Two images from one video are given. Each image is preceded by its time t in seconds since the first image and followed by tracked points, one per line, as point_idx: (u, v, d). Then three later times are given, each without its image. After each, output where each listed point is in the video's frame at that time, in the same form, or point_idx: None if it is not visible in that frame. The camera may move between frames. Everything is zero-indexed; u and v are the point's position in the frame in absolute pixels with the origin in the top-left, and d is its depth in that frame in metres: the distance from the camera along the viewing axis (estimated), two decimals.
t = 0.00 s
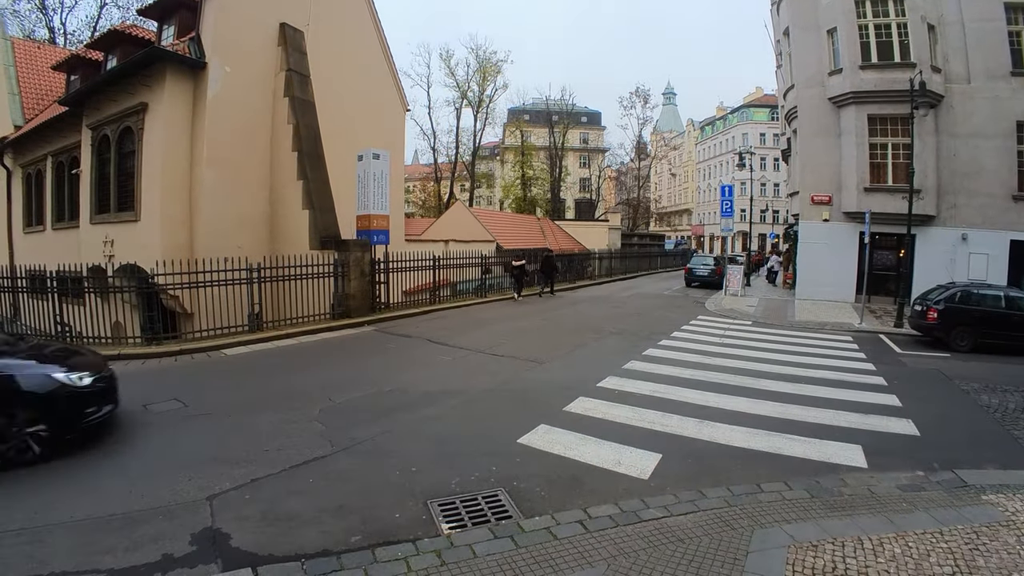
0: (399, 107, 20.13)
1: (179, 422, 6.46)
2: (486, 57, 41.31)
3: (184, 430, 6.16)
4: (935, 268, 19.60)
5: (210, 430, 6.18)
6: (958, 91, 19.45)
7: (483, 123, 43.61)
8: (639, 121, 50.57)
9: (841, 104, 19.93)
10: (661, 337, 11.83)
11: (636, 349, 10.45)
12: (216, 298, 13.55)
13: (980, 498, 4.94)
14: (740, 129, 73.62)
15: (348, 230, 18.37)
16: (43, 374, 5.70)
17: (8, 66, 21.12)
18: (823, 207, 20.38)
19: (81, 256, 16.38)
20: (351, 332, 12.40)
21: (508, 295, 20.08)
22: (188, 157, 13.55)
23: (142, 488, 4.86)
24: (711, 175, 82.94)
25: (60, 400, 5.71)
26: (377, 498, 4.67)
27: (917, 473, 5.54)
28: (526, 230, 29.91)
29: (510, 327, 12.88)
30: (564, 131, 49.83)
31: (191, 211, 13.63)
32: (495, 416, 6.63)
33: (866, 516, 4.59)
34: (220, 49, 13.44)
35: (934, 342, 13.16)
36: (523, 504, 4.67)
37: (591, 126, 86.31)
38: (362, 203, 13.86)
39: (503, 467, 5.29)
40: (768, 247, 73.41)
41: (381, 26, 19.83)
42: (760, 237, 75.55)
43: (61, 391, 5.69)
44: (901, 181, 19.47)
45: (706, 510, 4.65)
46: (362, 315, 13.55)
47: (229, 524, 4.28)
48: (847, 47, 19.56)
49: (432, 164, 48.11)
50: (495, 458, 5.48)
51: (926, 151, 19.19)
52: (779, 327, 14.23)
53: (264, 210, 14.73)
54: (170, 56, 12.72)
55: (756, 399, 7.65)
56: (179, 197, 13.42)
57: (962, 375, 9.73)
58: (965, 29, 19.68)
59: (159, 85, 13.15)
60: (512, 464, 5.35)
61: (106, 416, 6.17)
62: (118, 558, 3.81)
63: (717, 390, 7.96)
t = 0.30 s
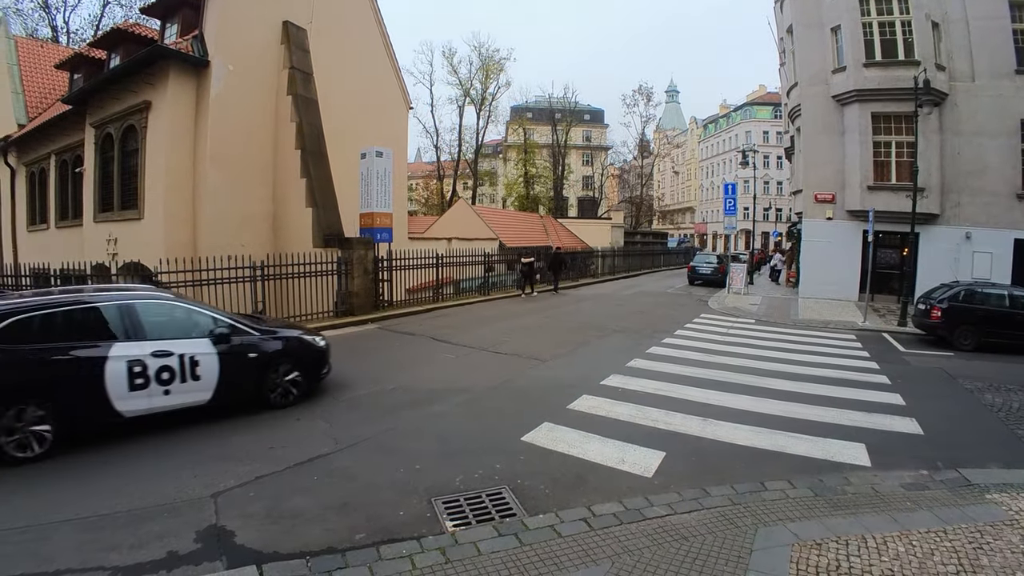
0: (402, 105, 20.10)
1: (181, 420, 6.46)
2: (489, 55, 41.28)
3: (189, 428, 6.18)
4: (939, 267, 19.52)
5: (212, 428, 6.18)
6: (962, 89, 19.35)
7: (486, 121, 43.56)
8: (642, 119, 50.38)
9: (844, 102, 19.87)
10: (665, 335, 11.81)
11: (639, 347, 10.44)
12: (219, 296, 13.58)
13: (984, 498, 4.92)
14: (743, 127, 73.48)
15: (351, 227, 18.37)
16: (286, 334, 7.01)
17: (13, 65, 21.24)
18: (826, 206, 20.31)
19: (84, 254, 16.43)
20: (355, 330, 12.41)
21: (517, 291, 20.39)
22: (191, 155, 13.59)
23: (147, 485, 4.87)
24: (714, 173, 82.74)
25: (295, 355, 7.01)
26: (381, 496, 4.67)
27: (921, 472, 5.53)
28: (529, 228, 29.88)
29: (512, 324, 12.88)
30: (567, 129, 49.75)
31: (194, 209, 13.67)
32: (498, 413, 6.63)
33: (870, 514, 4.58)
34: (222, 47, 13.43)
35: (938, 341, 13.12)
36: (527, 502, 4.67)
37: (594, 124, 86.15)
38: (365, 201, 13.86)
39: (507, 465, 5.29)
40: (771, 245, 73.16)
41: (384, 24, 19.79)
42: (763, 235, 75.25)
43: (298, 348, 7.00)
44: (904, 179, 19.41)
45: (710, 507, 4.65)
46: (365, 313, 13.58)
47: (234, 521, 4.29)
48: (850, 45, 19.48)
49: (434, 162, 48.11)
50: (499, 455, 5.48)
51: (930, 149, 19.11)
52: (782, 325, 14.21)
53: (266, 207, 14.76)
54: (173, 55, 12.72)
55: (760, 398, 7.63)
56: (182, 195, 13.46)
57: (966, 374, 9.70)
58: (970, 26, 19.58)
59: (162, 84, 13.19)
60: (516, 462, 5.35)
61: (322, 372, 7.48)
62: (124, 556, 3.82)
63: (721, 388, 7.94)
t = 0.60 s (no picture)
0: (408, 103, 20.11)
1: (190, 416, 6.49)
2: (495, 53, 41.21)
3: (197, 424, 6.21)
4: (947, 266, 19.39)
5: (221, 424, 6.21)
6: (971, 86, 19.19)
7: (492, 118, 43.53)
8: (648, 117, 50.16)
9: (852, 100, 19.74)
10: (671, 333, 11.79)
11: (645, 345, 10.41)
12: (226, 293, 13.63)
13: (992, 498, 4.89)
14: (750, 125, 73.17)
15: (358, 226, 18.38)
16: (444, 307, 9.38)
17: (20, 63, 21.58)
18: (833, 204, 20.16)
19: (93, 252, 16.52)
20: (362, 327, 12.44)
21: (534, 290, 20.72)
22: (198, 153, 13.61)
23: (156, 482, 4.90)
24: (721, 171, 82.41)
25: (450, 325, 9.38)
26: (388, 492, 4.69)
27: (928, 471, 5.49)
28: (535, 226, 29.85)
29: (519, 322, 12.90)
30: (573, 126, 49.62)
31: (201, 206, 13.70)
32: (505, 411, 6.64)
33: (877, 513, 4.56)
34: (229, 45, 13.47)
35: (945, 340, 13.04)
36: (534, 499, 4.67)
37: (600, 121, 85.96)
38: (371, 198, 13.82)
39: (514, 462, 5.29)
40: (777, 243, 72.79)
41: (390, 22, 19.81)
42: (770, 234, 74.88)
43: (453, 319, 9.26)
44: (912, 177, 19.27)
45: (717, 506, 4.64)
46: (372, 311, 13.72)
47: (242, 517, 4.31)
48: (858, 42, 19.35)
49: (441, 159, 48.08)
50: (506, 452, 5.49)
51: (938, 147, 18.98)
52: (789, 324, 14.16)
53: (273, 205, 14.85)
54: (180, 52, 12.75)
55: (768, 396, 7.60)
56: (189, 192, 13.48)
57: (973, 373, 9.63)
58: (979, 23, 19.41)
59: (169, 81, 13.20)
60: (523, 459, 5.35)
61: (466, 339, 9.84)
62: (133, 552, 3.85)
63: (728, 387, 7.91)
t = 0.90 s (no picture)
0: (419, 100, 20.11)
1: (202, 411, 6.54)
2: (505, 50, 41.15)
3: (209, 420, 6.26)
4: (960, 265, 19.17)
5: (233, 420, 6.25)
6: (985, 83, 18.94)
7: (502, 116, 43.50)
8: (659, 114, 49.87)
9: (864, 97, 19.55)
10: (682, 330, 11.74)
11: (655, 342, 10.37)
12: (238, 289, 13.73)
13: (1006, 499, 4.82)
14: (761, 122, 72.68)
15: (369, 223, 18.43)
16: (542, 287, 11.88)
17: (32, 62, 21.83)
18: (845, 201, 20.00)
19: (106, 248, 16.68)
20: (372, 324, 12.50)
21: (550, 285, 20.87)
22: (211, 150, 13.71)
23: (170, 476, 4.94)
24: (732, 168, 81.89)
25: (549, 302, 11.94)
26: (399, 488, 4.69)
27: (941, 472, 5.43)
28: (545, 223, 29.80)
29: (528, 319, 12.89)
30: (583, 123, 49.46)
31: (213, 203, 13.78)
32: (516, 408, 6.63)
33: (889, 514, 4.51)
34: (241, 43, 13.54)
35: (958, 340, 12.89)
36: (545, 496, 4.66)
37: (610, 118, 85.69)
38: (383, 195, 13.70)
39: (525, 459, 5.28)
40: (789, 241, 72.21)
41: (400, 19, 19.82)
42: (781, 231, 74.29)
43: (552, 297, 11.81)
44: (926, 175, 19.04)
45: (728, 504, 4.61)
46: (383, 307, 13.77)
47: (254, 512, 4.34)
48: (871, 38, 19.13)
49: (451, 157, 48.11)
50: (517, 449, 5.48)
51: (952, 145, 18.74)
52: (799, 322, 14.06)
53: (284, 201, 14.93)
54: (192, 50, 12.82)
55: (780, 395, 7.55)
56: (201, 189, 13.58)
57: (986, 373, 9.51)
58: (994, 19, 19.14)
59: (182, 79, 13.28)
60: (533, 456, 5.34)
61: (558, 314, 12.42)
62: (146, 545, 3.89)
63: (739, 385, 7.87)
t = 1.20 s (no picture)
0: (431, 97, 20.12)
1: (216, 407, 6.60)
2: (517, 46, 41.03)
3: (224, 415, 6.31)
4: (976, 264, 18.91)
5: (246, 415, 6.29)
6: (1003, 80, 18.65)
7: (514, 113, 43.44)
8: (671, 111, 49.53)
9: (880, 94, 19.27)
10: (695, 329, 11.65)
11: (667, 341, 10.31)
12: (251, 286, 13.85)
13: None
14: (774, 119, 71.99)
15: (382, 220, 18.50)
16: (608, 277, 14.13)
17: (47, 61, 22.05)
18: (860, 199, 19.78)
19: (120, 245, 16.84)
20: (384, 320, 12.55)
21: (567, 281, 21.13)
22: (224, 148, 13.79)
23: (184, 471, 4.98)
24: (745, 165, 81.24)
25: (613, 287, 14.20)
26: (411, 484, 4.70)
27: (955, 473, 5.35)
28: (558, 220, 29.74)
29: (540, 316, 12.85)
30: (596, 120, 49.22)
31: (227, 200, 13.89)
32: (529, 405, 6.60)
33: (902, 515, 4.45)
34: (254, 41, 13.62)
35: (974, 340, 12.71)
36: (558, 493, 4.65)
37: (623, 115, 85.30)
38: (396, 192, 13.93)
39: (537, 456, 5.27)
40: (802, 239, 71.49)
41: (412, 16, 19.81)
42: (794, 229, 73.61)
43: (616, 283, 14.07)
44: (942, 172, 18.76)
45: (741, 503, 4.57)
46: (395, 304, 13.83)
47: (268, 507, 4.36)
48: (886, 34, 18.87)
49: (463, 153, 48.11)
50: (530, 446, 5.47)
51: (968, 141, 18.45)
52: (812, 321, 13.94)
53: (297, 199, 15.00)
54: (205, 49, 12.90)
55: (793, 394, 7.48)
56: (215, 187, 13.68)
57: (1001, 374, 9.37)
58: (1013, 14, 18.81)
59: (195, 77, 13.35)
60: (546, 454, 5.33)
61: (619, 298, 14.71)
62: (161, 539, 3.92)
63: (753, 384, 7.81)
